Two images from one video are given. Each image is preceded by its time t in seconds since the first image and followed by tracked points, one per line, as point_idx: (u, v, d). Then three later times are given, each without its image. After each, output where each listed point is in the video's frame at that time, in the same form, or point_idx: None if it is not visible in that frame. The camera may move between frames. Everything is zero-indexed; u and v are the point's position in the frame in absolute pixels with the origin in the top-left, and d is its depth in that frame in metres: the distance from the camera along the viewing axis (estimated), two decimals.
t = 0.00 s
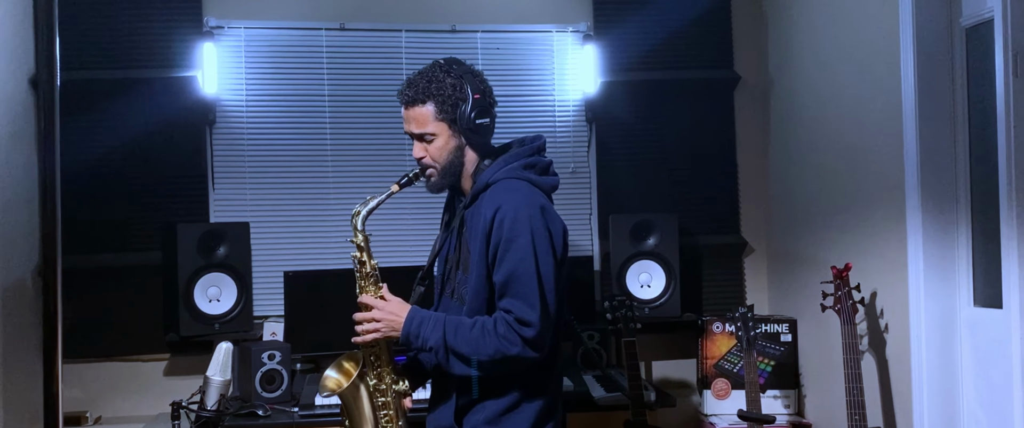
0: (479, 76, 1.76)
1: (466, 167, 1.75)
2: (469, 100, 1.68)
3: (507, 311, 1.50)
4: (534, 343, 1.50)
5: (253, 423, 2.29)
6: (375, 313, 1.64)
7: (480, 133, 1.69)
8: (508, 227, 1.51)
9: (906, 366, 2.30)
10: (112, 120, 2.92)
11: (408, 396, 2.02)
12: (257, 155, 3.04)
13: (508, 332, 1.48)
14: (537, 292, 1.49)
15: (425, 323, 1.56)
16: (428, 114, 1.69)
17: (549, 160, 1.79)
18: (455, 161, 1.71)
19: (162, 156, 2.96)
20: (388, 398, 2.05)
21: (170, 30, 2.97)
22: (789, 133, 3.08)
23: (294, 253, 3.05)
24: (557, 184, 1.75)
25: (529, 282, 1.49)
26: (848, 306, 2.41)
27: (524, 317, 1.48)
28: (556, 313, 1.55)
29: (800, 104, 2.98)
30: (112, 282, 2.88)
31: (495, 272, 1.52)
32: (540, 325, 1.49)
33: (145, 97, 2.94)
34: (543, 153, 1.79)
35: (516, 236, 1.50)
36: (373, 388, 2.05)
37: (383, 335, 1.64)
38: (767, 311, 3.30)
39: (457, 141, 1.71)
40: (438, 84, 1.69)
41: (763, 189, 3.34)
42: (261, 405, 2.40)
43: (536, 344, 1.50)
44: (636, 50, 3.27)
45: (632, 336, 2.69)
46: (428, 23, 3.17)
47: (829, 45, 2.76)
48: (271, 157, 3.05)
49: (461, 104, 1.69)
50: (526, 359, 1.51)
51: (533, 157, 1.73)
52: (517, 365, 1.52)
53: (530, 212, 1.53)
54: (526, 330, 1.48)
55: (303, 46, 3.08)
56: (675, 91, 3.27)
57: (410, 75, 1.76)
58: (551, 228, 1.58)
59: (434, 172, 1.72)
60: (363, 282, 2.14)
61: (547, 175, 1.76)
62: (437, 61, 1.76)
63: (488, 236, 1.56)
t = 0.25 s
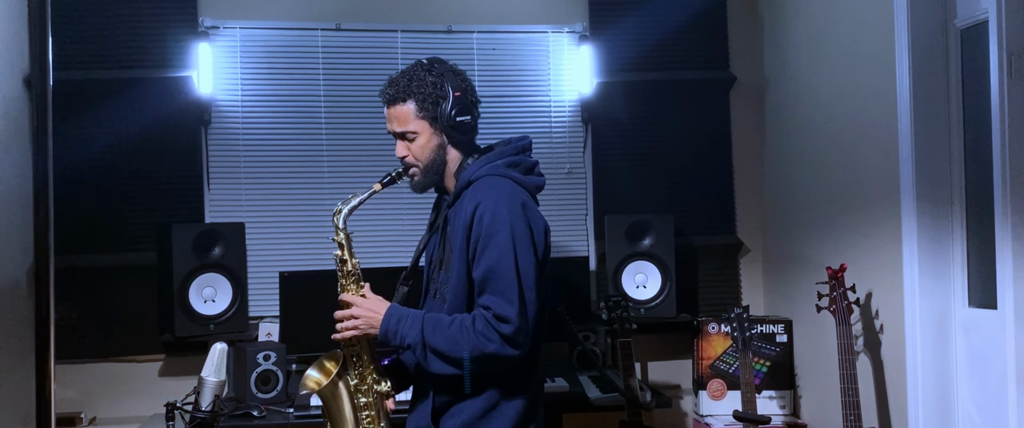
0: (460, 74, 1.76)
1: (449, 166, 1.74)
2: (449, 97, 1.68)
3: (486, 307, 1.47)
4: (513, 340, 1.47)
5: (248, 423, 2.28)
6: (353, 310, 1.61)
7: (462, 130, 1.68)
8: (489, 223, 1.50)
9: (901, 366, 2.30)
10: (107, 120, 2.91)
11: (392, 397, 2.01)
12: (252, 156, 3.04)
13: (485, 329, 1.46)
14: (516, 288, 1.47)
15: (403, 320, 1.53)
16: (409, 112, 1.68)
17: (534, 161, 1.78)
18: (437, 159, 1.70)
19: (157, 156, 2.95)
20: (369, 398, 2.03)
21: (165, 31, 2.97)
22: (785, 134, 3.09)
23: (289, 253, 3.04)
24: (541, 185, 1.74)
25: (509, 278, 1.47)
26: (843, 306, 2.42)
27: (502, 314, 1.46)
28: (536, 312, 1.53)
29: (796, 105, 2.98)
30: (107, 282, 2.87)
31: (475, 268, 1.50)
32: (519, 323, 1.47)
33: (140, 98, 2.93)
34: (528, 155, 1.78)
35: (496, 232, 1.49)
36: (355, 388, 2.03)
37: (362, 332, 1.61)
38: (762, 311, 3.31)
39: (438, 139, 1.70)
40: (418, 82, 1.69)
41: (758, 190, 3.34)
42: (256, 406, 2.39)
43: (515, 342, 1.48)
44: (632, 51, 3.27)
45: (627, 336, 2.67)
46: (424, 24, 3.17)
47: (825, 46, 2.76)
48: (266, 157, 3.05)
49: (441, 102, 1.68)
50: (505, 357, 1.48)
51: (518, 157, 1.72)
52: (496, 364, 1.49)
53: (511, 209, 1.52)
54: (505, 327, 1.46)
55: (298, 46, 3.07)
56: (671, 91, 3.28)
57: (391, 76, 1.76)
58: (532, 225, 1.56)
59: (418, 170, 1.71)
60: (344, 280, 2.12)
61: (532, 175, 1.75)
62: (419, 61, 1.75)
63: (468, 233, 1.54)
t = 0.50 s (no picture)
0: (446, 72, 1.72)
1: (434, 163, 1.69)
2: (433, 93, 1.64)
3: (467, 301, 1.43)
4: (493, 335, 1.42)
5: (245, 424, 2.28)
6: (335, 306, 1.60)
7: (446, 126, 1.64)
8: (469, 215, 1.47)
9: (899, 369, 2.30)
10: (106, 119, 2.91)
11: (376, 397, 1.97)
12: (251, 157, 3.03)
13: (465, 323, 1.42)
14: (496, 281, 1.43)
15: (384, 316, 1.51)
16: (393, 108, 1.65)
17: (523, 158, 1.73)
18: (422, 156, 1.66)
19: (156, 156, 2.95)
20: (354, 398, 2.00)
21: (164, 31, 2.96)
22: (784, 136, 3.09)
23: (288, 254, 3.03)
24: (529, 182, 1.69)
25: (489, 270, 1.43)
26: (841, 308, 2.41)
27: (482, 307, 1.41)
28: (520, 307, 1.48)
29: (795, 107, 2.98)
30: (105, 283, 2.87)
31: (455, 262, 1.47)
32: (499, 316, 1.42)
33: (138, 98, 2.93)
34: (518, 152, 1.73)
35: (476, 224, 1.45)
36: (338, 387, 2.00)
37: (343, 328, 1.60)
38: (760, 314, 3.31)
39: (424, 135, 1.66)
40: (403, 78, 1.67)
41: (757, 192, 3.34)
42: (254, 406, 2.38)
43: (496, 337, 1.43)
44: (631, 53, 3.27)
45: (627, 338, 2.71)
46: (424, 25, 3.17)
47: (824, 49, 2.76)
48: (264, 158, 3.04)
49: (425, 98, 1.65)
50: (487, 353, 1.44)
51: (505, 153, 1.68)
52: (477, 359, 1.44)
53: (491, 200, 1.48)
54: (484, 321, 1.41)
55: (296, 47, 3.07)
56: (670, 93, 3.28)
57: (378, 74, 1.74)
58: (515, 219, 1.52)
59: (403, 168, 1.67)
60: (329, 277, 2.09)
61: (520, 171, 1.70)
62: (406, 59, 1.73)
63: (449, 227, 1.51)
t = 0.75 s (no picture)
0: (441, 72, 1.71)
1: (429, 164, 1.68)
2: (426, 93, 1.63)
3: (456, 300, 1.42)
4: (482, 334, 1.41)
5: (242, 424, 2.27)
6: (326, 306, 1.59)
7: (438, 127, 1.62)
8: (458, 214, 1.46)
9: (898, 371, 2.29)
10: (106, 118, 2.91)
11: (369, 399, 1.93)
12: (250, 157, 3.03)
13: (454, 322, 1.41)
14: (485, 280, 1.41)
15: (374, 315, 1.51)
16: (387, 108, 1.65)
17: (518, 159, 1.72)
18: (416, 157, 1.65)
19: (155, 156, 2.95)
20: (346, 400, 1.97)
21: (164, 32, 2.96)
22: (784, 138, 3.08)
23: (287, 254, 3.03)
24: (523, 183, 1.68)
25: (477, 268, 1.42)
26: (841, 310, 2.40)
27: (470, 306, 1.40)
28: (511, 307, 1.47)
29: (795, 108, 2.98)
30: (104, 283, 2.87)
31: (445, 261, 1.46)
32: (488, 315, 1.41)
33: (138, 99, 2.93)
34: (513, 153, 1.72)
35: (465, 222, 1.45)
36: (331, 389, 1.98)
37: (333, 328, 1.58)
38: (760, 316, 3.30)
39: (417, 136, 1.65)
40: (397, 78, 1.66)
41: (757, 194, 3.33)
42: (252, 407, 2.38)
43: (485, 336, 1.41)
44: (631, 54, 3.27)
45: (627, 340, 2.69)
46: (424, 25, 3.17)
47: (824, 50, 2.76)
48: (264, 159, 3.04)
49: (418, 98, 1.64)
50: (476, 352, 1.42)
51: (499, 154, 1.67)
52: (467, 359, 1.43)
53: (481, 199, 1.48)
54: (473, 320, 1.40)
55: (296, 47, 3.07)
56: (670, 94, 3.27)
57: (373, 74, 1.73)
58: (506, 218, 1.51)
59: (396, 169, 1.66)
60: (321, 278, 2.08)
61: (514, 171, 1.69)
62: (401, 59, 1.72)
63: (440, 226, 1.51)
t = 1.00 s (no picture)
0: (428, 66, 1.69)
1: (417, 159, 1.68)
2: (413, 88, 1.62)
3: (445, 293, 1.41)
4: (474, 324, 1.40)
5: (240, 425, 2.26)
6: (318, 307, 1.59)
7: (427, 122, 1.61)
8: (439, 205, 1.46)
9: (899, 375, 2.28)
10: (106, 118, 2.91)
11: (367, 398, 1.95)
12: (250, 157, 3.02)
13: (444, 315, 1.40)
14: (471, 269, 1.40)
15: (367, 313, 1.50)
16: (375, 104, 1.63)
17: (503, 147, 1.72)
18: (404, 153, 1.65)
19: (155, 156, 2.94)
20: (343, 400, 1.99)
21: (165, 31, 2.96)
22: (786, 140, 3.07)
23: (287, 255, 3.02)
24: (508, 171, 1.68)
25: (461, 258, 1.41)
26: (841, 314, 2.39)
27: (458, 297, 1.39)
28: (502, 295, 1.45)
29: (797, 110, 2.97)
30: (103, 283, 2.86)
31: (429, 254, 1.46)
32: (477, 305, 1.40)
33: (138, 98, 2.93)
34: (498, 141, 1.72)
35: (446, 213, 1.44)
36: (327, 390, 1.99)
37: (328, 329, 1.58)
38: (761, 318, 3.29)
39: (405, 132, 1.64)
40: (383, 74, 1.65)
41: (758, 196, 3.32)
42: (250, 408, 2.36)
43: (477, 326, 1.40)
44: (632, 55, 3.26)
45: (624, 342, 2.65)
46: (424, 26, 3.16)
47: (826, 52, 2.75)
48: (264, 159, 3.04)
49: (405, 93, 1.63)
50: (470, 343, 1.41)
51: (483, 143, 1.66)
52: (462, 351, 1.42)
53: (461, 188, 1.47)
54: (463, 311, 1.39)
55: (296, 47, 3.06)
56: (671, 96, 3.26)
57: (361, 71, 1.72)
58: (488, 206, 1.50)
59: (386, 165, 1.66)
60: (314, 278, 2.08)
61: (500, 160, 1.69)
62: (389, 55, 1.71)
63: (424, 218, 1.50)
